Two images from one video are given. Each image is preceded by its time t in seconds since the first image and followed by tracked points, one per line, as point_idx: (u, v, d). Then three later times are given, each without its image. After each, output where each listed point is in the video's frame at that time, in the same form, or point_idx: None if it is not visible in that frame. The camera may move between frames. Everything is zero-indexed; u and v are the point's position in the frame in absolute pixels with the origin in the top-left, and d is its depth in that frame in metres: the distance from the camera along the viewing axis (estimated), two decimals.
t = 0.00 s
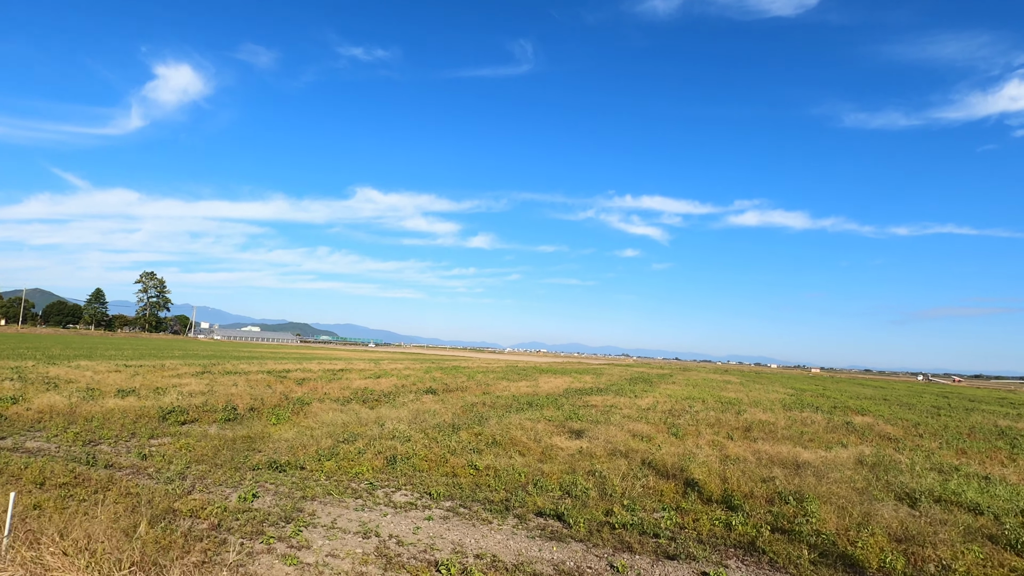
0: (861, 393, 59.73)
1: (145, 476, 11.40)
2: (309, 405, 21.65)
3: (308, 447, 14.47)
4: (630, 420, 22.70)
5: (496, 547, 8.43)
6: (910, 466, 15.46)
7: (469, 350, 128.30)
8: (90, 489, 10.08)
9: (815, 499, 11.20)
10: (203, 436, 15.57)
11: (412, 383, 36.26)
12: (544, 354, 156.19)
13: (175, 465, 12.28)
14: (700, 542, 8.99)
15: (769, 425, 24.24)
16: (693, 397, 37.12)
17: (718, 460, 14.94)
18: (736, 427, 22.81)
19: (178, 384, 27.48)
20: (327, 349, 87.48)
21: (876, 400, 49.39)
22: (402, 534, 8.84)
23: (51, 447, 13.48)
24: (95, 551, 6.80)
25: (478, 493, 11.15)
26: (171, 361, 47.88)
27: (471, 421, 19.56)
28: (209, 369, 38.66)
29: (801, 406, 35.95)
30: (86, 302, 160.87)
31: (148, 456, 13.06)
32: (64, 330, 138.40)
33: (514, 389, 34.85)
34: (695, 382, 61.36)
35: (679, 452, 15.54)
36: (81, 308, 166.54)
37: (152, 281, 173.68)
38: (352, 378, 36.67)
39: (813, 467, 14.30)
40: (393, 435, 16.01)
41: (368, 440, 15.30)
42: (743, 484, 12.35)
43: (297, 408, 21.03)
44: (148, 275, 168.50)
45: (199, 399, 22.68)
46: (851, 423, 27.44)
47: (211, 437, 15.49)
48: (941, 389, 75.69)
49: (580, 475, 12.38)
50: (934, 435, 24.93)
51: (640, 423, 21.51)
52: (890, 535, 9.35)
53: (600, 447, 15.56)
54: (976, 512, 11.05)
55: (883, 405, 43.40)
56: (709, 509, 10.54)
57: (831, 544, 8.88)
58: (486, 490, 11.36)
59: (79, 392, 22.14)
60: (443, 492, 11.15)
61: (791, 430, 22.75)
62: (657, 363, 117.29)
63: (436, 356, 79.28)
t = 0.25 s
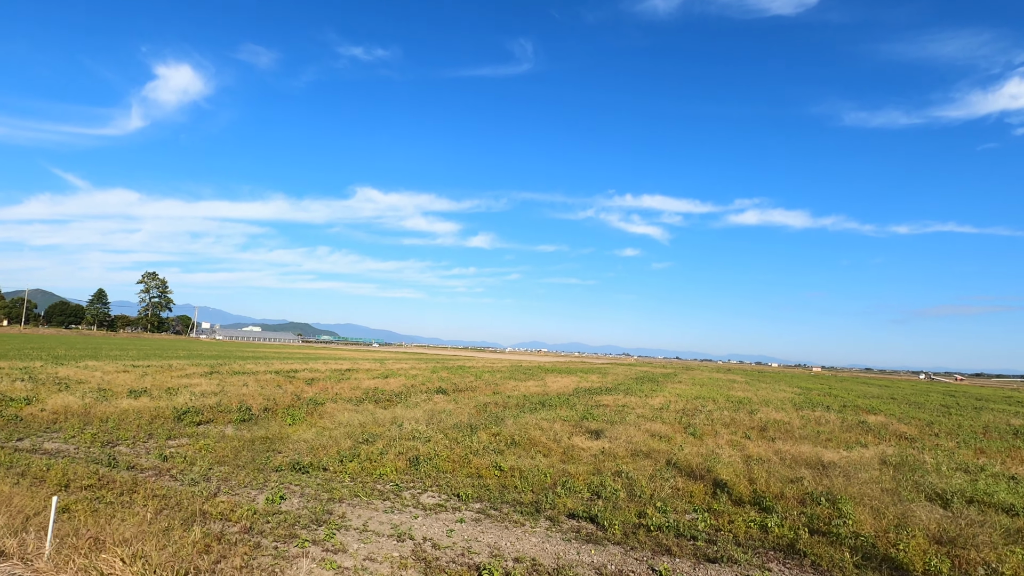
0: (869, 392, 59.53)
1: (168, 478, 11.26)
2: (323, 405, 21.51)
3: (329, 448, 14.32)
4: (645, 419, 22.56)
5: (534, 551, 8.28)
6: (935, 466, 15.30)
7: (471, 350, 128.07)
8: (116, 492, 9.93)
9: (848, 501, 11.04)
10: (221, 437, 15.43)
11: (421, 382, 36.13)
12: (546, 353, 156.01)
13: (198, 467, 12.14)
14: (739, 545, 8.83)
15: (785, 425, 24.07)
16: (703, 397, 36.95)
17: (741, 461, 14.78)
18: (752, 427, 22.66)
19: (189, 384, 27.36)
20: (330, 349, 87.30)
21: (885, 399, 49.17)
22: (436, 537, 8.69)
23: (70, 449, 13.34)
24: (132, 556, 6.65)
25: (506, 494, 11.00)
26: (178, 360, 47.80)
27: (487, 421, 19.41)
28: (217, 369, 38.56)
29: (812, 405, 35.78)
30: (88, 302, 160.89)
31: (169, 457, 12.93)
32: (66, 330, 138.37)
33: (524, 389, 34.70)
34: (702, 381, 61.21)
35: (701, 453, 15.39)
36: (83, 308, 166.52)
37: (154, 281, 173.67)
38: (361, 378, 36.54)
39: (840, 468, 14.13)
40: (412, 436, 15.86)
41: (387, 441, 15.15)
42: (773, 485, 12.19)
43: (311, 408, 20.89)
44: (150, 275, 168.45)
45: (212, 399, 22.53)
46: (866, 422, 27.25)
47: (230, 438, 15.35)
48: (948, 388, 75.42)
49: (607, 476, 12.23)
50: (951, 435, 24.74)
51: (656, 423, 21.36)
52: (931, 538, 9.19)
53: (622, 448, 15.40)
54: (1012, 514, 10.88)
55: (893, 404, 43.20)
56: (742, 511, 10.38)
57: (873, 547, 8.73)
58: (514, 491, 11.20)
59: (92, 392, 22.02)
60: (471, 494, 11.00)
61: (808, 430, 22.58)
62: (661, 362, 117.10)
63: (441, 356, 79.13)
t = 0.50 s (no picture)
0: (873, 392, 59.34)
1: (182, 482, 11.09)
2: (332, 406, 21.33)
3: (341, 450, 14.15)
4: (655, 420, 22.39)
5: (560, 558, 8.12)
6: (954, 468, 15.14)
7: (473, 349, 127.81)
8: (131, 496, 9.77)
9: (872, 505, 10.87)
10: (232, 439, 15.26)
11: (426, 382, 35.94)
12: (548, 353, 155.69)
13: (211, 470, 11.97)
14: (768, 551, 8.66)
15: (796, 426, 23.90)
16: (709, 397, 36.76)
17: (758, 463, 14.61)
18: (763, 428, 22.49)
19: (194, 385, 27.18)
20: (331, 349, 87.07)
21: (891, 399, 48.97)
22: (460, 543, 8.53)
23: (80, 452, 13.16)
24: (155, 566, 6.47)
25: (525, 498, 10.83)
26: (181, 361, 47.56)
27: (498, 423, 19.25)
28: (221, 369, 38.35)
29: (819, 405, 35.60)
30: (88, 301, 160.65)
31: (181, 460, 12.76)
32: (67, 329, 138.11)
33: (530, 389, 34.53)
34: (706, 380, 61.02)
35: (717, 455, 15.22)
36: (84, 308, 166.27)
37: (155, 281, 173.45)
38: (366, 378, 36.36)
39: (859, 471, 13.96)
40: (424, 438, 15.68)
41: (400, 443, 14.96)
42: (794, 488, 12.03)
43: (320, 409, 20.72)
44: (151, 274, 168.13)
45: (219, 400, 22.34)
46: (876, 423, 27.07)
47: (240, 440, 15.17)
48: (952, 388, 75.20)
49: (626, 479, 12.05)
50: (963, 436, 24.55)
51: (667, 424, 21.20)
52: (961, 544, 9.02)
53: (637, 450, 15.23)
54: None
55: (899, 405, 43.01)
56: (767, 516, 10.21)
57: (904, 553, 8.56)
58: (534, 495, 11.03)
59: (98, 393, 21.84)
60: (489, 498, 10.83)
61: (820, 431, 22.40)
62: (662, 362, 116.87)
63: (443, 356, 78.99)
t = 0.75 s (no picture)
0: (877, 392, 59.21)
1: (202, 484, 10.89)
2: (343, 407, 21.13)
3: (359, 452, 13.96)
4: (668, 420, 22.23)
5: (597, 563, 7.95)
6: (975, 470, 15.00)
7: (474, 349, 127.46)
8: (153, 499, 9.57)
9: (902, 507, 10.71)
10: (246, 440, 15.06)
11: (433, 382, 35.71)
12: (548, 352, 155.44)
13: (230, 472, 11.78)
14: (805, 555, 8.50)
15: (808, 426, 23.75)
16: (717, 397, 36.60)
17: (780, 464, 14.45)
18: (776, 428, 22.33)
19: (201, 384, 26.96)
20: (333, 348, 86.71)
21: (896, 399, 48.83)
22: (492, 548, 8.35)
23: (94, 453, 12.95)
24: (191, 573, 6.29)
25: (551, 501, 10.66)
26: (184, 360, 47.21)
27: (512, 423, 19.07)
28: (226, 368, 38.07)
29: (827, 405, 35.47)
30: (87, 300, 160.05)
31: (198, 461, 12.56)
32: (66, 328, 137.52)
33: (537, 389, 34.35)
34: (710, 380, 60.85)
35: (738, 456, 15.06)
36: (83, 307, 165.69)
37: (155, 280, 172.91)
38: (372, 378, 36.14)
39: (882, 472, 13.81)
40: (440, 439, 15.49)
41: (417, 444, 14.77)
42: (821, 490, 11.87)
43: (331, 410, 20.51)
44: (150, 273, 167.55)
45: (228, 400, 22.12)
46: (887, 423, 26.92)
47: (255, 441, 14.97)
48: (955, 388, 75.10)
49: (650, 482, 11.89)
50: (976, 436, 24.42)
51: (681, 425, 21.03)
52: (1000, 548, 8.87)
53: (657, 451, 15.05)
54: None
55: (906, 404, 42.88)
56: (798, 519, 10.05)
57: (944, 558, 8.41)
58: (559, 498, 10.86)
59: (105, 393, 21.61)
60: (515, 500, 10.66)
61: (834, 432, 22.24)
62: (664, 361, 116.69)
63: (445, 355, 78.67)
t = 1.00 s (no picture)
0: (883, 392, 59.01)
1: (222, 489, 10.74)
2: (355, 408, 20.95)
3: (376, 455, 13.79)
4: (682, 422, 22.05)
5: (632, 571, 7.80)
6: (998, 473, 14.84)
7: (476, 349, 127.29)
8: (175, 505, 9.41)
9: (933, 512, 10.56)
10: (261, 443, 14.89)
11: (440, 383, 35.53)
12: (550, 352, 155.28)
13: (249, 476, 11.61)
14: (843, 563, 8.33)
15: (822, 427, 23.59)
16: (726, 397, 36.41)
17: (802, 468, 14.29)
18: (791, 430, 22.16)
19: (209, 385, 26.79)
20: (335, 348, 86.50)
21: (904, 399, 48.63)
22: (524, 555, 8.19)
23: (110, 457, 12.77)
24: None
25: (578, 506, 10.49)
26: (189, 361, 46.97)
27: (526, 425, 18.90)
28: (232, 369, 37.89)
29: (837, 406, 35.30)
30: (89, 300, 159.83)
31: (215, 465, 12.40)
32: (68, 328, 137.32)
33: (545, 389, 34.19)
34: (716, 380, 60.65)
35: (758, 459, 14.90)
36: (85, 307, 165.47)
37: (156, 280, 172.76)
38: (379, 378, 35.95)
39: (906, 475, 13.64)
40: (457, 441, 15.32)
41: (434, 447, 14.60)
42: (848, 494, 11.72)
43: (343, 411, 20.34)
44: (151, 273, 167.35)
45: (238, 401, 21.95)
46: (900, 425, 26.73)
47: (271, 443, 14.80)
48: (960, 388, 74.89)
49: (675, 486, 11.73)
50: (990, 438, 24.24)
51: (695, 426, 20.87)
52: None
53: (677, 454, 14.88)
54: None
55: (914, 405, 42.68)
56: (830, 524, 9.90)
57: (985, 565, 8.25)
58: (585, 502, 10.70)
59: (115, 394, 21.43)
60: (541, 505, 10.50)
61: (849, 433, 22.07)
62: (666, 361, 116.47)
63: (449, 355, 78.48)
